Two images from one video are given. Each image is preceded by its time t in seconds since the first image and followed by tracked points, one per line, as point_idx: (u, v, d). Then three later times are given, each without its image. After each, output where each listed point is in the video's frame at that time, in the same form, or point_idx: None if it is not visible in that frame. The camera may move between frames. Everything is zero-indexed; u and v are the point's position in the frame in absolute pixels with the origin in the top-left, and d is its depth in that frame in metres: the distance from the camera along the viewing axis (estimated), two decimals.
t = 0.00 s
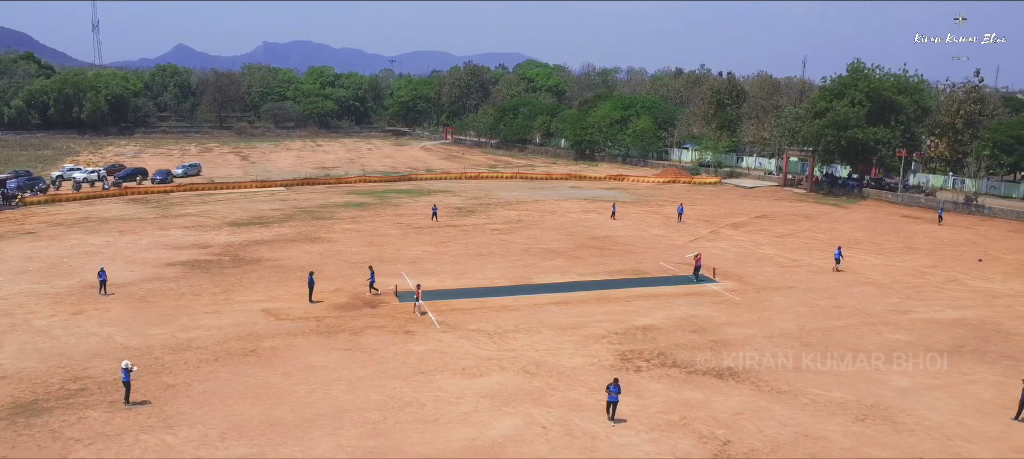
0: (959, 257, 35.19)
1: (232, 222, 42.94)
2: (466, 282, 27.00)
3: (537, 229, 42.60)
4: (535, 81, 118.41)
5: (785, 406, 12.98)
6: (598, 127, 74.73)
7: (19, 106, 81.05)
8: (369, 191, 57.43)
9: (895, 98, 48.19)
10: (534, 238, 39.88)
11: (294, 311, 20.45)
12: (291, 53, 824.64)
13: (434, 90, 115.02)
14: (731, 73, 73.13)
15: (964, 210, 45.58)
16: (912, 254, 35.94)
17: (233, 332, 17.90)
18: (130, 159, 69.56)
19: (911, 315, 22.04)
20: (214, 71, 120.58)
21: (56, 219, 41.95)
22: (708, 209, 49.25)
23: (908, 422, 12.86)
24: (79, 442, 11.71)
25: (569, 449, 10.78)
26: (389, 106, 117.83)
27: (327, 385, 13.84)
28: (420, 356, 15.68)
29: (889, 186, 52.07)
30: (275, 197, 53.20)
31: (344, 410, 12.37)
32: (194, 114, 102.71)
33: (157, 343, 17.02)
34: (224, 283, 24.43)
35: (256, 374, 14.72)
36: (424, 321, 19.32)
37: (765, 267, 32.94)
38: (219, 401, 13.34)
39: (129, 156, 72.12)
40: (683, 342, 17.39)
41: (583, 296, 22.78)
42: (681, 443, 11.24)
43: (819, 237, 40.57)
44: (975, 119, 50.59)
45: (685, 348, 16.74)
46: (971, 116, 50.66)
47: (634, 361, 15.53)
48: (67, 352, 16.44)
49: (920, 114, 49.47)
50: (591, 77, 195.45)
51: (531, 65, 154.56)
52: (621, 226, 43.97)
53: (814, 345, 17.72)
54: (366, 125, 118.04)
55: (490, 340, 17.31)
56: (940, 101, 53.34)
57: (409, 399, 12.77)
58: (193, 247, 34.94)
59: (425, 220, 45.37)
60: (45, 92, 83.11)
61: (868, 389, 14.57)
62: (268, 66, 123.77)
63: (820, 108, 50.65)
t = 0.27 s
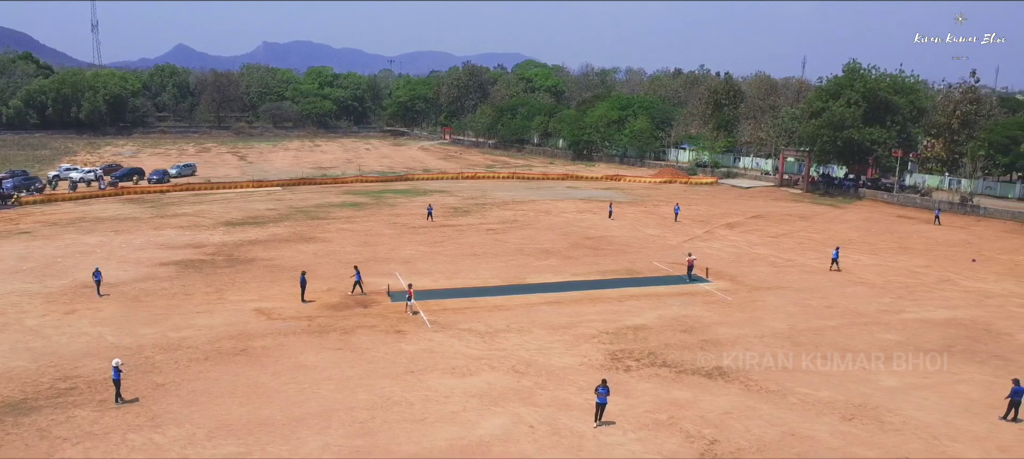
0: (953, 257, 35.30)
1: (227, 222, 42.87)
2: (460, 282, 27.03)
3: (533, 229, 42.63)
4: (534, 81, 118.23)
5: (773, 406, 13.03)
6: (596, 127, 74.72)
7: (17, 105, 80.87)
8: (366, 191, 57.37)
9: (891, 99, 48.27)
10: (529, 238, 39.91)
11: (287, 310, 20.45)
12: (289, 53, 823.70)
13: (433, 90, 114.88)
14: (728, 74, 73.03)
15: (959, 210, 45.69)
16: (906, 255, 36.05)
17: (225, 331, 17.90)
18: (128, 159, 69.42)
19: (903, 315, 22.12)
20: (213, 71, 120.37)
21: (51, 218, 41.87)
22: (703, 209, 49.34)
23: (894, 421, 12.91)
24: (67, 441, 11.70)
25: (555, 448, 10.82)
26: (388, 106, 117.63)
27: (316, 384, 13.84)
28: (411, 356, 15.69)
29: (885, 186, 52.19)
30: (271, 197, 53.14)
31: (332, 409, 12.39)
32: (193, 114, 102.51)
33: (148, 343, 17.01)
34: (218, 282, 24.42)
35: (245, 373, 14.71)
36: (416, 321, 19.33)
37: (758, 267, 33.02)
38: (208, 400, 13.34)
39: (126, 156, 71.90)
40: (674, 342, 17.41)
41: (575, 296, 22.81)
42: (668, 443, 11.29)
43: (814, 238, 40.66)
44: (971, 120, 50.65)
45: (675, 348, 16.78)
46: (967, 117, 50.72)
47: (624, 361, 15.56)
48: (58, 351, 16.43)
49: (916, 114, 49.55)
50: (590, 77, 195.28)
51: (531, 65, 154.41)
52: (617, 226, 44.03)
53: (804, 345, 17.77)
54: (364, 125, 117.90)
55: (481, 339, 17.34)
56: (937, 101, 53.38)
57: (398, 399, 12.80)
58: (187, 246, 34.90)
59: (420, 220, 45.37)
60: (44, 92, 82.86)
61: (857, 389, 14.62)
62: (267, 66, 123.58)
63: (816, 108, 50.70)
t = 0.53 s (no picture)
0: (947, 258, 35.39)
1: (222, 222, 42.77)
2: (453, 281, 27.02)
3: (528, 230, 42.63)
4: (532, 82, 118.19)
5: (761, 406, 13.06)
6: (593, 127, 74.78)
7: (15, 106, 80.71)
8: (363, 192, 57.29)
9: (887, 99, 48.38)
10: (524, 238, 39.90)
11: (279, 310, 20.43)
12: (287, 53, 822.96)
13: (431, 90, 114.81)
14: (726, 74, 73.12)
15: (954, 211, 45.75)
16: (899, 255, 36.13)
17: (216, 331, 17.87)
18: (125, 159, 69.24)
19: (894, 315, 22.17)
20: (211, 71, 120.16)
21: (47, 218, 41.76)
22: (698, 210, 49.39)
23: (882, 421, 12.94)
24: (55, 440, 11.68)
25: (542, 447, 10.85)
26: (387, 106, 117.47)
27: (305, 384, 13.83)
28: (401, 356, 15.68)
29: (881, 186, 52.31)
30: (268, 197, 53.05)
31: (321, 408, 12.39)
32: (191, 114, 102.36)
33: (138, 342, 16.98)
34: (210, 282, 24.39)
35: (235, 373, 14.69)
36: (407, 320, 19.32)
37: (752, 267, 33.07)
38: (197, 399, 13.33)
39: (124, 156, 71.67)
40: (665, 342, 17.44)
41: (568, 295, 22.82)
42: (655, 442, 11.33)
43: (809, 238, 40.72)
44: (967, 120, 50.70)
45: (666, 348, 16.81)
46: (963, 117, 50.78)
47: (614, 361, 15.57)
48: (49, 351, 16.40)
49: (912, 114, 49.65)
50: (590, 78, 195.12)
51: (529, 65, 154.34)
52: (612, 226, 44.04)
53: (795, 345, 17.81)
54: (362, 125, 117.77)
55: (472, 339, 17.35)
56: (933, 102, 53.45)
57: (386, 398, 12.80)
58: (182, 246, 34.84)
59: (416, 220, 45.36)
60: (42, 92, 82.74)
61: (846, 389, 14.66)
62: (266, 67, 123.39)
63: (813, 108, 50.80)
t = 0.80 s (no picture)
0: (940, 258, 35.49)
1: (218, 222, 42.67)
2: (446, 281, 27.01)
3: (523, 229, 42.63)
4: (531, 82, 118.18)
5: (749, 405, 13.10)
6: (591, 128, 74.81)
7: (14, 105, 80.56)
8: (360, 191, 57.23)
9: (883, 99, 48.50)
10: (519, 238, 39.89)
11: (271, 310, 20.41)
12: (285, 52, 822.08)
13: (430, 90, 114.75)
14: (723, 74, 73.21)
15: (949, 211, 45.80)
16: (893, 255, 36.21)
17: (207, 330, 17.85)
18: (122, 159, 69.05)
19: (886, 315, 22.22)
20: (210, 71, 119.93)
21: (42, 218, 41.65)
22: (694, 210, 49.43)
23: (869, 420, 12.98)
24: (42, 439, 11.66)
25: (529, 447, 10.88)
26: (385, 106, 117.34)
27: (295, 383, 13.82)
28: (391, 355, 15.66)
29: (877, 186, 52.41)
30: (263, 196, 52.95)
31: (310, 408, 12.39)
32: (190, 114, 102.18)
33: (129, 342, 16.96)
34: (203, 281, 24.35)
35: (225, 372, 14.67)
36: (399, 320, 19.30)
37: (745, 267, 33.12)
38: (186, 398, 13.32)
39: (121, 156, 71.42)
40: (655, 342, 17.47)
41: (560, 295, 22.82)
42: (642, 441, 11.36)
43: (803, 238, 40.78)
44: (963, 120, 50.74)
45: (656, 347, 16.84)
46: (959, 117, 50.84)
47: (604, 360, 15.59)
48: (39, 350, 16.37)
49: (907, 115, 49.76)
50: (588, 78, 195.02)
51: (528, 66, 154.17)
52: (607, 226, 44.06)
53: (785, 345, 17.85)
54: (360, 125, 117.65)
55: (463, 338, 17.35)
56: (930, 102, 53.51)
57: (375, 397, 12.81)
58: (176, 246, 34.77)
59: (411, 220, 45.32)
60: (40, 92, 82.60)
61: (835, 388, 14.70)
62: (264, 67, 123.16)
63: (809, 108, 50.88)
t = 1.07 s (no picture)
0: (934, 258, 35.60)
1: (213, 222, 42.61)
2: (439, 281, 27.02)
3: (518, 229, 42.64)
4: (529, 82, 118.18)
5: (738, 405, 13.15)
6: (589, 128, 74.79)
7: (12, 106, 80.41)
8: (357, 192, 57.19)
9: (879, 100, 48.57)
10: (514, 238, 39.91)
11: (262, 309, 20.41)
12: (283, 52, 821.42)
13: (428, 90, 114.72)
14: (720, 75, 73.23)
15: (944, 211, 45.94)
16: (886, 255, 36.32)
17: (199, 330, 17.83)
18: (120, 159, 68.93)
19: (877, 315, 22.29)
20: (209, 71, 119.74)
21: (37, 218, 41.56)
22: (689, 210, 49.50)
23: (856, 420, 13.02)
24: (30, 438, 11.65)
25: (515, 446, 10.91)
26: (384, 106, 117.26)
27: (284, 382, 13.84)
28: (381, 355, 15.66)
29: (873, 187, 52.50)
30: (259, 196, 52.88)
31: (299, 407, 12.41)
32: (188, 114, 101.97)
33: (120, 341, 16.94)
34: (197, 281, 24.33)
35: (215, 372, 14.66)
36: (390, 320, 19.29)
37: (739, 266, 33.19)
38: (176, 398, 13.32)
39: (119, 156, 71.24)
40: (646, 341, 17.51)
41: (553, 295, 22.84)
42: (629, 441, 11.41)
43: (798, 238, 40.85)
44: (960, 121, 50.82)
45: (647, 347, 16.87)
46: (955, 118, 50.90)
47: (594, 360, 15.62)
48: (30, 350, 16.35)
49: (904, 115, 49.83)
50: (587, 79, 195.07)
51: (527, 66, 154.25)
52: (602, 226, 44.10)
53: (776, 344, 17.89)
54: (359, 125, 117.60)
55: (454, 338, 17.36)
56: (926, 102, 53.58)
57: (364, 397, 12.83)
58: (171, 246, 34.73)
59: (406, 220, 45.29)
60: (39, 92, 82.51)
61: (823, 388, 14.75)
62: (263, 67, 122.99)
63: (805, 109, 50.95)
